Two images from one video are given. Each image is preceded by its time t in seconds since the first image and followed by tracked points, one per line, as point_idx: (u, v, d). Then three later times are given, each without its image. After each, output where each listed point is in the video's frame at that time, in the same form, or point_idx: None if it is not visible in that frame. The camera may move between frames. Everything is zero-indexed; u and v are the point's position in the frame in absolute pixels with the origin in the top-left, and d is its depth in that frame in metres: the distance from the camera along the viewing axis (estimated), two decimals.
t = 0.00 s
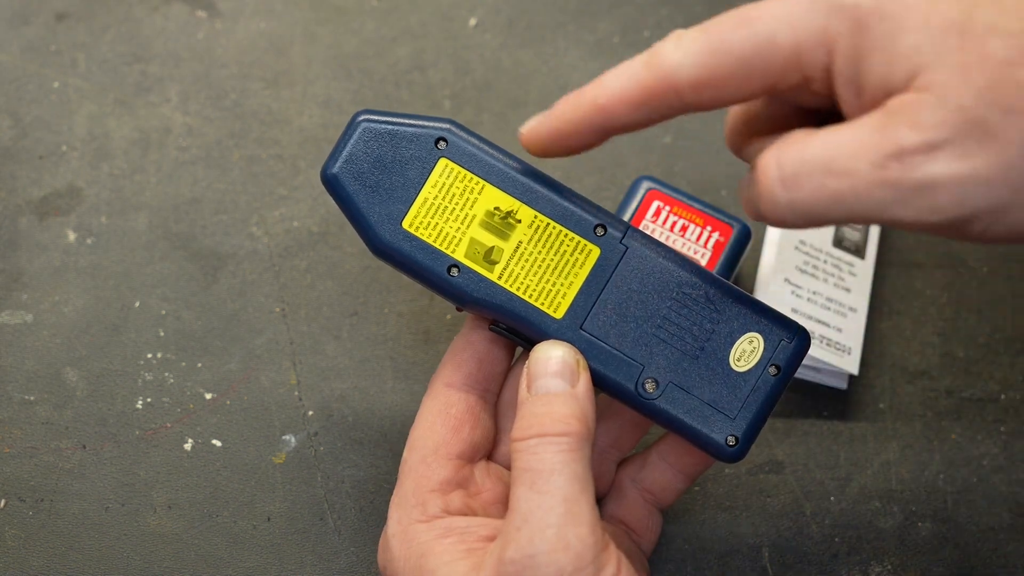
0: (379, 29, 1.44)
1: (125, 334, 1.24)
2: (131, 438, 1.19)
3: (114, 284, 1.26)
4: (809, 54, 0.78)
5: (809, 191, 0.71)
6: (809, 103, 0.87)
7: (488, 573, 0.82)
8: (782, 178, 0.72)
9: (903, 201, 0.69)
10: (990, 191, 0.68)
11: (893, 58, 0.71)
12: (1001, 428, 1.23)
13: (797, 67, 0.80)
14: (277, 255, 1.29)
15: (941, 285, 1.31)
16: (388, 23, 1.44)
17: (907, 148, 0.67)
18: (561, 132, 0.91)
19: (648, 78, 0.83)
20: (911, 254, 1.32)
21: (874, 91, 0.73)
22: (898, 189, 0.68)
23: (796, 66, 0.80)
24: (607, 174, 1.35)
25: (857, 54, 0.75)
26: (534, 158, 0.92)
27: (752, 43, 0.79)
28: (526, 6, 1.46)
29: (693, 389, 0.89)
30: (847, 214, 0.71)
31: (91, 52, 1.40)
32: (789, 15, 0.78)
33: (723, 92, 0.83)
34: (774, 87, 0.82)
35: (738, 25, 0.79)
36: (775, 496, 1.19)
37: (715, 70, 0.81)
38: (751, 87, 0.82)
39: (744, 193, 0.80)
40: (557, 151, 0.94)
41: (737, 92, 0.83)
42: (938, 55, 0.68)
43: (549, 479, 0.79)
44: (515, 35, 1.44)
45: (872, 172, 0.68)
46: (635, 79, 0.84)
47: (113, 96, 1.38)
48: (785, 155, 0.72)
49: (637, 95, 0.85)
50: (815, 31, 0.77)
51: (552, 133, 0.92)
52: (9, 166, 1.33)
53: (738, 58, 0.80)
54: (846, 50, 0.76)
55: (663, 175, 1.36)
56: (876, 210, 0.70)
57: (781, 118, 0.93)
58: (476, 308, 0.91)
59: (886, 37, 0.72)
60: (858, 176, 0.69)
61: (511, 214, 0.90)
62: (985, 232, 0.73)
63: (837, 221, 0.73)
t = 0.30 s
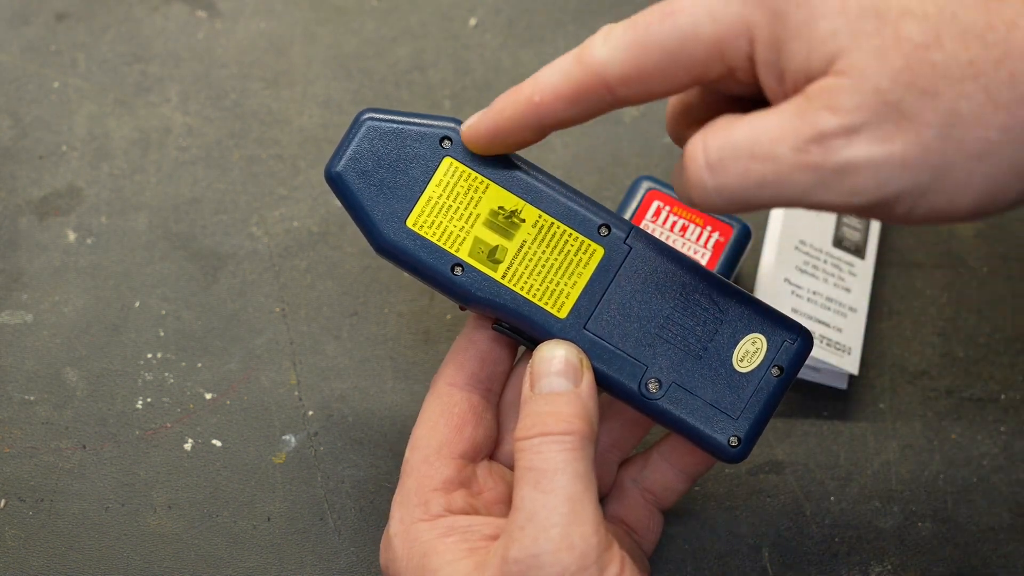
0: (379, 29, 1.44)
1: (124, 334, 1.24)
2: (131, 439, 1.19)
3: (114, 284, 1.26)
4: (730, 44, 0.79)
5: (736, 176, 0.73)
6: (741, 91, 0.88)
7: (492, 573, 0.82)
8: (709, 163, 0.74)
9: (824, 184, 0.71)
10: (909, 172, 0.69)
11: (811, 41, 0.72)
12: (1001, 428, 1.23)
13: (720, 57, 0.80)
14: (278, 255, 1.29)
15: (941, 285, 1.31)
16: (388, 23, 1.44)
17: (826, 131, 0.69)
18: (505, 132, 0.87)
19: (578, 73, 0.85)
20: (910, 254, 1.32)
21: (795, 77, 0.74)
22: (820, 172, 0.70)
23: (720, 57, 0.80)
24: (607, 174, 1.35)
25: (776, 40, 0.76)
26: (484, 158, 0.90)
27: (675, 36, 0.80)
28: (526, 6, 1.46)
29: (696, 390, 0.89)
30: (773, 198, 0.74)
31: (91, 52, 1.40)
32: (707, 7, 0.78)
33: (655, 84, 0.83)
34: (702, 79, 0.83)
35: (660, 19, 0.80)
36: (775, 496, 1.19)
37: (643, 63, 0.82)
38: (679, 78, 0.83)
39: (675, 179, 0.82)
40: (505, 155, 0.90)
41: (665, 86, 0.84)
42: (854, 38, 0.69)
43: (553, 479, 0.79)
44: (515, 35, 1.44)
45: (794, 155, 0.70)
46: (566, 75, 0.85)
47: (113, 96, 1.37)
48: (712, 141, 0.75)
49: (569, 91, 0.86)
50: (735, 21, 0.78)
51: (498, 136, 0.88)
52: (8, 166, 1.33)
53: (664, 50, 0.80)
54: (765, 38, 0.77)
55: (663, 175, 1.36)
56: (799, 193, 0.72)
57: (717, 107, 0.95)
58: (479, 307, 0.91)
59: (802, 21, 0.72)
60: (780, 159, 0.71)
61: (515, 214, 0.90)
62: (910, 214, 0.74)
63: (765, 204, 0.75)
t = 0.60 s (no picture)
0: (379, 29, 1.44)
1: (124, 334, 1.24)
2: (131, 439, 1.19)
3: (114, 284, 1.26)
4: (721, 41, 0.79)
5: (727, 172, 0.73)
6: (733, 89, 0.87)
7: (491, 572, 0.82)
8: (699, 159, 0.74)
9: (816, 180, 0.70)
10: (900, 169, 0.69)
11: (801, 38, 0.72)
12: (1001, 428, 1.23)
13: (712, 55, 0.80)
14: (278, 255, 1.29)
15: (941, 285, 1.31)
16: (388, 23, 1.44)
17: (818, 127, 0.69)
18: (501, 129, 0.88)
19: (572, 71, 0.84)
20: (910, 254, 1.32)
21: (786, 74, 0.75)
22: (811, 168, 0.70)
23: (712, 55, 0.80)
24: (606, 174, 1.35)
25: (767, 37, 0.76)
26: (479, 155, 0.91)
27: (668, 33, 0.80)
28: (526, 6, 1.46)
29: (695, 389, 0.89)
30: (764, 194, 0.73)
31: (91, 52, 1.40)
32: (699, 4, 0.79)
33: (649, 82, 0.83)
34: (695, 76, 0.83)
35: (653, 17, 0.80)
36: (775, 496, 1.19)
37: (636, 61, 0.81)
38: (672, 76, 0.83)
39: (664, 175, 0.82)
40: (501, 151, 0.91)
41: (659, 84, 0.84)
42: (845, 34, 0.69)
43: (551, 477, 0.79)
44: (515, 35, 1.44)
45: (785, 151, 0.70)
46: (560, 73, 0.85)
47: (113, 96, 1.37)
48: (702, 136, 0.74)
49: (563, 88, 0.86)
50: (727, 17, 0.78)
51: (492, 134, 0.88)
52: (8, 166, 1.33)
53: (657, 48, 0.80)
54: (756, 35, 0.77)
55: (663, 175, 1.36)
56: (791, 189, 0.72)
57: (710, 104, 0.95)
58: (477, 307, 0.91)
59: (793, 17, 0.72)
60: (772, 154, 0.70)
61: (512, 214, 0.90)
62: (900, 211, 0.74)
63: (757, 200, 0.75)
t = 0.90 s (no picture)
0: (379, 29, 1.44)
1: (125, 334, 1.24)
2: (131, 439, 1.19)
3: (114, 284, 1.26)
4: (734, 43, 0.79)
5: (740, 173, 0.72)
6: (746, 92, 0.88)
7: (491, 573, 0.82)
8: (713, 160, 0.73)
9: (832, 181, 0.70)
10: (915, 169, 0.69)
11: (814, 37, 0.72)
12: (1001, 428, 1.23)
13: (724, 57, 0.81)
14: (278, 255, 1.29)
15: (941, 285, 1.31)
16: (388, 23, 1.44)
17: (832, 127, 0.69)
18: (514, 134, 0.88)
19: (585, 75, 0.85)
20: (910, 253, 1.32)
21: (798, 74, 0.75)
22: (827, 168, 0.69)
23: (724, 56, 0.81)
24: (607, 174, 1.35)
25: (779, 38, 0.76)
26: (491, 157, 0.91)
27: (680, 36, 0.80)
28: (526, 6, 1.46)
29: (695, 390, 0.89)
30: (777, 195, 0.73)
31: (91, 52, 1.40)
32: (711, 5, 0.79)
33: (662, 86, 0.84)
34: (707, 79, 0.83)
35: (665, 19, 0.80)
36: (775, 496, 1.19)
37: (649, 64, 0.82)
38: (684, 78, 0.83)
39: (675, 177, 0.82)
40: (515, 154, 0.91)
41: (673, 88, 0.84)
42: (857, 34, 0.69)
43: (551, 478, 0.79)
44: (515, 35, 1.44)
45: (800, 151, 0.69)
46: (573, 77, 0.86)
47: (113, 96, 1.37)
48: (714, 137, 0.73)
49: (577, 92, 0.86)
50: (739, 19, 0.78)
51: (507, 139, 0.88)
52: (8, 166, 1.33)
53: (669, 51, 0.81)
54: (768, 36, 0.77)
55: (663, 175, 1.36)
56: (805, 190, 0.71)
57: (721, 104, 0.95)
58: (478, 308, 0.91)
59: (806, 17, 0.72)
60: (786, 155, 0.70)
61: (513, 214, 0.90)
62: (912, 212, 0.74)
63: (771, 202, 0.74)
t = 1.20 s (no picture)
0: (379, 29, 1.44)
1: (124, 334, 1.24)
2: (131, 439, 1.19)
3: (114, 284, 1.26)
4: (864, 109, 0.78)
5: (869, 237, 0.70)
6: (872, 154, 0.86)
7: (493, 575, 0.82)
8: (842, 222, 0.71)
9: (966, 245, 0.68)
10: None
11: (951, 105, 0.72)
12: (1001, 428, 1.23)
13: (853, 122, 0.79)
14: (277, 255, 1.29)
15: (941, 285, 1.31)
16: (388, 23, 1.44)
17: (970, 192, 0.67)
18: (629, 193, 0.89)
19: (708, 139, 0.84)
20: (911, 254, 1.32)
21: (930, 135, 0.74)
22: (962, 233, 0.67)
23: (852, 121, 0.79)
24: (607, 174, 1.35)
25: (913, 102, 0.75)
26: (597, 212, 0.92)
27: (808, 103, 0.78)
28: (526, 6, 1.46)
29: (698, 395, 0.89)
30: (908, 258, 0.70)
31: (91, 52, 1.40)
32: (841, 70, 0.77)
33: (785, 144, 0.81)
34: (833, 143, 0.81)
35: (790, 85, 0.79)
36: (775, 496, 1.19)
37: (774, 129, 0.80)
38: (809, 142, 0.81)
39: (791, 240, 0.80)
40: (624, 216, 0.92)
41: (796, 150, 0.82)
42: (994, 101, 0.69)
43: (554, 480, 0.79)
44: (516, 35, 1.44)
45: (932, 215, 0.68)
46: (693, 141, 0.85)
47: (113, 96, 1.37)
48: (844, 199, 0.71)
49: (698, 156, 0.85)
50: (869, 85, 0.77)
51: (621, 199, 0.89)
52: (8, 166, 1.33)
53: (797, 117, 0.79)
54: (901, 100, 0.76)
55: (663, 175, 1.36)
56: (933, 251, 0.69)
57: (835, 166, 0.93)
58: (482, 310, 0.91)
59: (941, 85, 0.72)
60: (920, 220, 0.68)
61: (517, 217, 0.90)
62: None
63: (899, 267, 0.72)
